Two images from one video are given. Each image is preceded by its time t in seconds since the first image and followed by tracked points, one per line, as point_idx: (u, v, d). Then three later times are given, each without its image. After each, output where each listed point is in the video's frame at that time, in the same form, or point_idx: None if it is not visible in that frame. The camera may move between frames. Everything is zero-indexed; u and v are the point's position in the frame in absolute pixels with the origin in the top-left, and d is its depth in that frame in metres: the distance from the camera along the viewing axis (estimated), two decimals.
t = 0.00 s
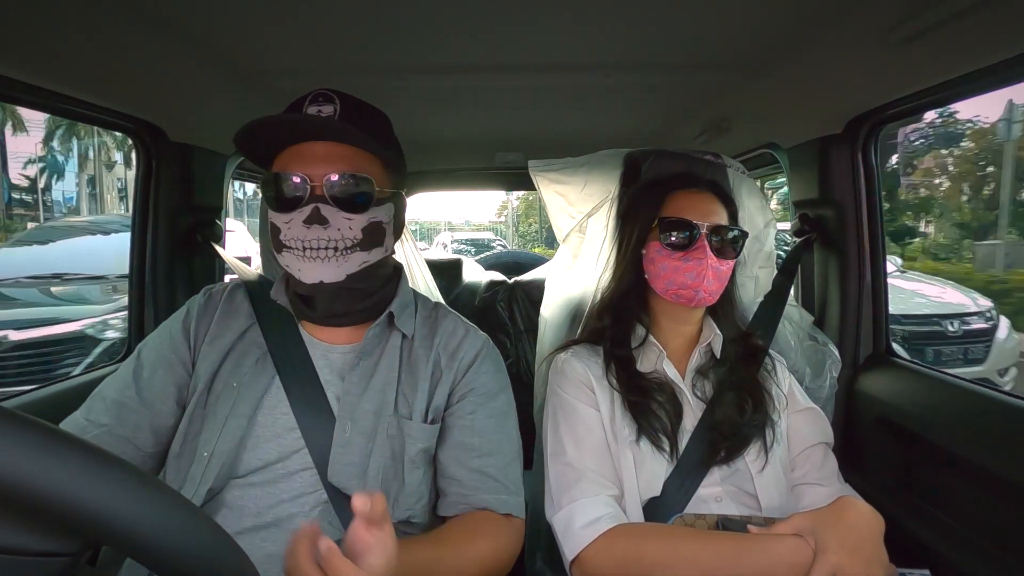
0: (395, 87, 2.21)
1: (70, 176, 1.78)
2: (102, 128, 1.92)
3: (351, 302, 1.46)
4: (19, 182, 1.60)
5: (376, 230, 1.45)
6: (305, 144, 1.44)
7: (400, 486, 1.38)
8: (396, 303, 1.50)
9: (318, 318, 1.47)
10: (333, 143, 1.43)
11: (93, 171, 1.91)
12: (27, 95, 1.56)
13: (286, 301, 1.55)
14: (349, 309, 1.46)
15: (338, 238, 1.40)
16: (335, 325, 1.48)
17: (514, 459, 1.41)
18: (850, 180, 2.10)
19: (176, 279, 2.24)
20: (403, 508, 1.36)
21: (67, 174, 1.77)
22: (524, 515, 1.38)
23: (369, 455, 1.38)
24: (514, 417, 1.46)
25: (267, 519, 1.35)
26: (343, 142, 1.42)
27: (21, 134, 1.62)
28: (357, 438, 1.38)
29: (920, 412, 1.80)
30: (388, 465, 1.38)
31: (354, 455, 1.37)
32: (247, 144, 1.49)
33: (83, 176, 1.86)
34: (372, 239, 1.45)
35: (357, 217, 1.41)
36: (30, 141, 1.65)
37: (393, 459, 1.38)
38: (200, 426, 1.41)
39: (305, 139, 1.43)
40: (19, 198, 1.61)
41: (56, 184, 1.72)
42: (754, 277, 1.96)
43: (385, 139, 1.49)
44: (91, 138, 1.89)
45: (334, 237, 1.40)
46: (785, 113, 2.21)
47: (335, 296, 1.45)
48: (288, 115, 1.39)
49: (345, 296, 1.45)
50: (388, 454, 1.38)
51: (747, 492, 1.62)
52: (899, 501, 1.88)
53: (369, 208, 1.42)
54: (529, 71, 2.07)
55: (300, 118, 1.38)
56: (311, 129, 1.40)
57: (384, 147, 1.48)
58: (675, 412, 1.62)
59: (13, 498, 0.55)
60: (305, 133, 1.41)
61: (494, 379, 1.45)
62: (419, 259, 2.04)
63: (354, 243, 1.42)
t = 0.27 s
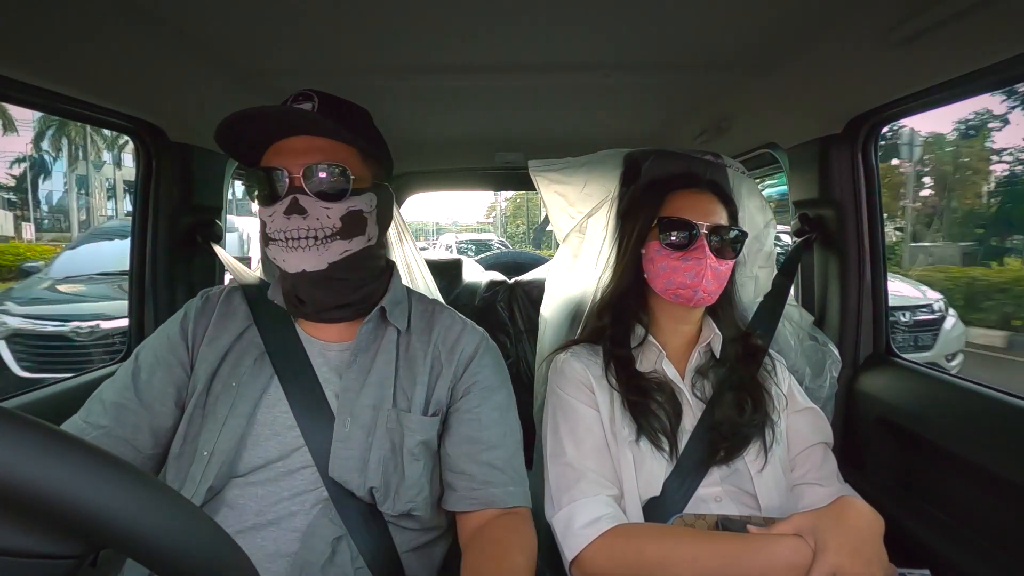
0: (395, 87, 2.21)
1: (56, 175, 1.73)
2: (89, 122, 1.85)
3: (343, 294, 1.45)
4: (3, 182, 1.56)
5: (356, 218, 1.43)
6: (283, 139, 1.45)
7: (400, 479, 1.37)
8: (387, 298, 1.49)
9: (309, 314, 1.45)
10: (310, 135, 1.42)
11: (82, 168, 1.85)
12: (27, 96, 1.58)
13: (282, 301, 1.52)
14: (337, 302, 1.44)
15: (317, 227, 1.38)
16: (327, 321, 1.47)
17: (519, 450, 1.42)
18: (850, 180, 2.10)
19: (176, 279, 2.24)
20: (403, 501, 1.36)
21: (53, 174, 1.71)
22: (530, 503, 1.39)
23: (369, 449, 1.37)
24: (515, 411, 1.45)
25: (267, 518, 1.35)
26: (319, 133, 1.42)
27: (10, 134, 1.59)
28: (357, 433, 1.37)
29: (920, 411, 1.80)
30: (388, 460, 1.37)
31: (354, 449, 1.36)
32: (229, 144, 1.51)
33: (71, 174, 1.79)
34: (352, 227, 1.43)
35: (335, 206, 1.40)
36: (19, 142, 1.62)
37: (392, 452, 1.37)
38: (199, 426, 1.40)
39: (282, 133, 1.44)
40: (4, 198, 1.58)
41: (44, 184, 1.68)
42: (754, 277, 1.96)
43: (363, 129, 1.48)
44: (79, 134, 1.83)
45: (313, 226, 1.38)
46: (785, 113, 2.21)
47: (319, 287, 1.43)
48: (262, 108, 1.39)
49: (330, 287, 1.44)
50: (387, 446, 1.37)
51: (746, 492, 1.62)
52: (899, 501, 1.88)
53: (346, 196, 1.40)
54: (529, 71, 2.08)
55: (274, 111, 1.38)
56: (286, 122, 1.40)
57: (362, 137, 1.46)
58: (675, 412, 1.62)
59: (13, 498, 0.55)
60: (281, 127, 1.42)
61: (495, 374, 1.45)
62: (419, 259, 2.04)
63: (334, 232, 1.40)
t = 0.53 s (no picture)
0: (395, 88, 2.21)
1: (42, 175, 1.70)
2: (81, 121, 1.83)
3: (337, 293, 1.45)
4: None
5: (344, 216, 1.43)
6: (268, 141, 1.45)
7: (398, 476, 1.36)
8: (381, 296, 1.51)
9: (306, 315, 1.45)
10: (294, 135, 1.42)
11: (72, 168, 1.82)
12: (34, 98, 1.60)
13: (277, 301, 1.51)
14: (331, 302, 1.44)
15: (305, 228, 1.39)
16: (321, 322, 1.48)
17: (519, 443, 1.42)
18: (850, 181, 2.11)
19: (176, 280, 2.24)
20: (401, 497, 1.35)
21: (38, 173, 1.68)
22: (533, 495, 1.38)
23: (367, 446, 1.37)
24: (513, 405, 1.45)
25: (266, 518, 1.35)
26: (304, 133, 1.41)
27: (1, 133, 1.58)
28: (354, 430, 1.37)
29: (921, 411, 1.81)
30: (387, 456, 1.36)
31: (352, 446, 1.36)
32: (216, 150, 1.52)
33: (60, 174, 1.77)
34: (341, 225, 1.43)
35: (322, 205, 1.40)
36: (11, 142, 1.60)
37: (388, 449, 1.37)
38: (198, 428, 1.41)
39: (267, 136, 1.44)
40: None
41: (32, 184, 1.67)
42: (754, 277, 1.96)
43: (348, 128, 1.48)
44: (71, 134, 1.81)
45: (302, 227, 1.39)
46: (783, 113, 2.21)
47: (312, 288, 1.43)
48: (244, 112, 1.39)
49: (322, 287, 1.44)
50: (384, 442, 1.37)
51: (747, 492, 1.62)
52: (900, 501, 1.88)
53: (332, 195, 1.40)
54: (529, 71, 2.08)
55: (256, 113, 1.38)
56: (270, 124, 1.40)
57: (346, 134, 1.46)
58: (675, 413, 1.62)
59: (14, 499, 0.55)
60: (266, 129, 1.42)
61: (491, 367, 1.46)
62: (419, 259, 2.04)
63: (323, 231, 1.40)
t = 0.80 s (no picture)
0: (395, 87, 2.21)
1: (30, 172, 1.65)
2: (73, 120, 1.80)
3: (334, 295, 1.45)
4: None
5: (339, 220, 1.44)
6: (262, 145, 1.45)
7: (397, 474, 1.36)
8: (380, 295, 1.50)
9: (304, 317, 1.46)
10: (288, 140, 1.42)
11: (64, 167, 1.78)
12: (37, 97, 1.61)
13: (275, 301, 1.53)
14: (328, 305, 1.45)
15: (301, 233, 1.39)
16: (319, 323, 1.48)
17: (520, 439, 1.41)
18: (850, 181, 2.11)
19: (176, 280, 2.24)
20: (400, 495, 1.35)
21: (25, 170, 1.64)
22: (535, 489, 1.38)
23: (366, 444, 1.37)
24: (512, 401, 1.45)
25: (266, 518, 1.35)
26: (297, 138, 1.41)
27: None
28: (353, 428, 1.37)
29: (922, 410, 1.81)
30: (386, 454, 1.36)
31: (350, 444, 1.36)
32: (210, 154, 1.52)
33: (49, 172, 1.73)
34: (336, 229, 1.43)
35: (318, 209, 1.40)
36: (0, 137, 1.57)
37: (388, 446, 1.37)
38: (196, 429, 1.41)
39: (261, 140, 1.44)
40: None
41: (18, 180, 1.62)
42: (754, 278, 1.95)
43: (342, 130, 1.47)
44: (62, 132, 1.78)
45: (298, 232, 1.39)
46: (784, 113, 2.21)
47: (308, 292, 1.43)
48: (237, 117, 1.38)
49: (319, 291, 1.44)
50: (384, 440, 1.37)
51: (747, 492, 1.62)
52: (900, 501, 1.88)
53: (327, 199, 1.40)
54: (529, 71, 2.08)
55: (250, 119, 1.37)
56: (263, 129, 1.40)
57: (340, 137, 1.46)
58: (675, 413, 1.62)
59: (15, 500, 0.55)
60: (259, 134, 1.42)
61: (488, 364, 1.46)
62: (419, 259, 2.04)
63: (319, 236, 1.41)
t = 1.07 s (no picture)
0: (395, 88, 2.21)
1: (14, 169, 1.59)
2: (36, 110, 1.65)
3: (336, 295, 1.45)
4: None
5: (343, 220, 1.44)
6: (266, 145, 1.45)
7: (396, 473, 1.36)
8: (382, 295, 1.50)
9: (307, 316, 1.46)
10: (293, 139, 1.42)
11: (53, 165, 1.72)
12: (31, 95, 1.58)
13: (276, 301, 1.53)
14: (332, 305, 1.46)
15: (305, 232, 1.39)
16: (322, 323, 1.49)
17: (519, 438, 1.41)
18: (849, 181, 2.12)
19: (176, 279, 2.24)
20: (400, 494, 1.35)
21: (10, 167, 1.58)
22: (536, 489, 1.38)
23: (365, 444, 1.37)
24: (512, 401, 1.45)
25: (265, 517, 1.35)
26: (302, 138, 1.41)
27: None
28: (353, 428, 1.37)
29: (922, 410, 1.81)
30: (386, 454, 1.36)
31: (350, 443, 1.36)
32: (213, 154, 1.52)
33: (38, 170, 1.67)
34: (341, 230, 1.44)
35: (322, 210, 1.40)
36: None
37: (387, 445, 1.37)
38: (197, 428, 1.41)
39: (265, 140, 1.44)
40: None
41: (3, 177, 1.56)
42: (754, 278, 1.95)
43: (346, 130, 1.47)
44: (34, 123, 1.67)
45: (302, 232, 1.39)
46: (784, 114, 2.21)
47: (311, 292, 1.43)
48: (242, 117, 1.38)
49: (322, 291, 1.45)
50: (384, 439, 1.37)
51: (747, 492, 1.63)
52: (900, 501, 1.88)
53: (332, 199, 1.41)
54: (529, 71, 2.08)
55: (255, 119, 1.37)
56: (268, 129, 1.40)
57: (344, 137, 1.46)
58: (675, 412, 1.62)
59: (20, 501, 0.55)
60: (264, 133, 1.42)
61: (488, 363, 1.46)
62: (420, 258, 2.05)
63: (322, 236, 1.41)
